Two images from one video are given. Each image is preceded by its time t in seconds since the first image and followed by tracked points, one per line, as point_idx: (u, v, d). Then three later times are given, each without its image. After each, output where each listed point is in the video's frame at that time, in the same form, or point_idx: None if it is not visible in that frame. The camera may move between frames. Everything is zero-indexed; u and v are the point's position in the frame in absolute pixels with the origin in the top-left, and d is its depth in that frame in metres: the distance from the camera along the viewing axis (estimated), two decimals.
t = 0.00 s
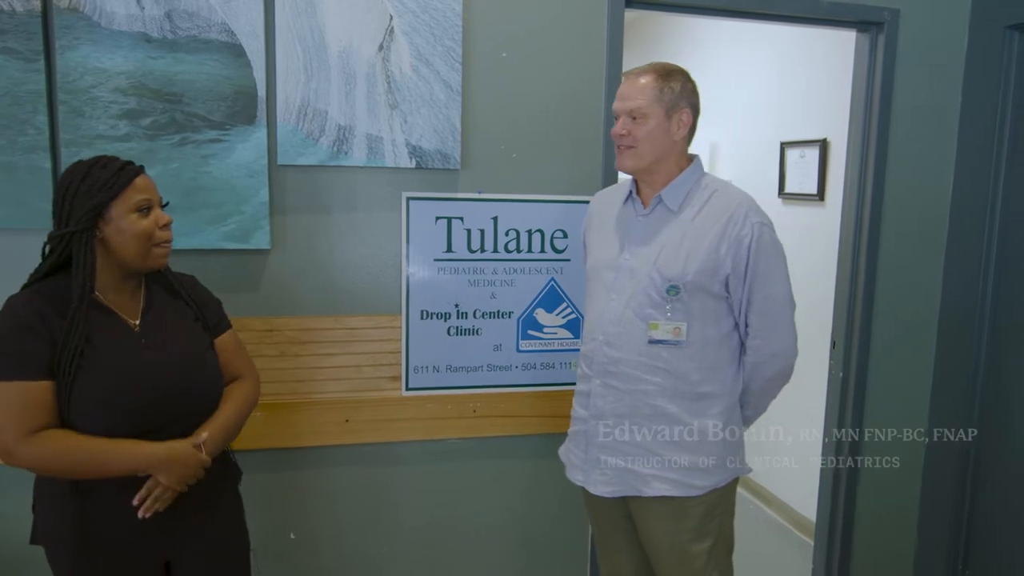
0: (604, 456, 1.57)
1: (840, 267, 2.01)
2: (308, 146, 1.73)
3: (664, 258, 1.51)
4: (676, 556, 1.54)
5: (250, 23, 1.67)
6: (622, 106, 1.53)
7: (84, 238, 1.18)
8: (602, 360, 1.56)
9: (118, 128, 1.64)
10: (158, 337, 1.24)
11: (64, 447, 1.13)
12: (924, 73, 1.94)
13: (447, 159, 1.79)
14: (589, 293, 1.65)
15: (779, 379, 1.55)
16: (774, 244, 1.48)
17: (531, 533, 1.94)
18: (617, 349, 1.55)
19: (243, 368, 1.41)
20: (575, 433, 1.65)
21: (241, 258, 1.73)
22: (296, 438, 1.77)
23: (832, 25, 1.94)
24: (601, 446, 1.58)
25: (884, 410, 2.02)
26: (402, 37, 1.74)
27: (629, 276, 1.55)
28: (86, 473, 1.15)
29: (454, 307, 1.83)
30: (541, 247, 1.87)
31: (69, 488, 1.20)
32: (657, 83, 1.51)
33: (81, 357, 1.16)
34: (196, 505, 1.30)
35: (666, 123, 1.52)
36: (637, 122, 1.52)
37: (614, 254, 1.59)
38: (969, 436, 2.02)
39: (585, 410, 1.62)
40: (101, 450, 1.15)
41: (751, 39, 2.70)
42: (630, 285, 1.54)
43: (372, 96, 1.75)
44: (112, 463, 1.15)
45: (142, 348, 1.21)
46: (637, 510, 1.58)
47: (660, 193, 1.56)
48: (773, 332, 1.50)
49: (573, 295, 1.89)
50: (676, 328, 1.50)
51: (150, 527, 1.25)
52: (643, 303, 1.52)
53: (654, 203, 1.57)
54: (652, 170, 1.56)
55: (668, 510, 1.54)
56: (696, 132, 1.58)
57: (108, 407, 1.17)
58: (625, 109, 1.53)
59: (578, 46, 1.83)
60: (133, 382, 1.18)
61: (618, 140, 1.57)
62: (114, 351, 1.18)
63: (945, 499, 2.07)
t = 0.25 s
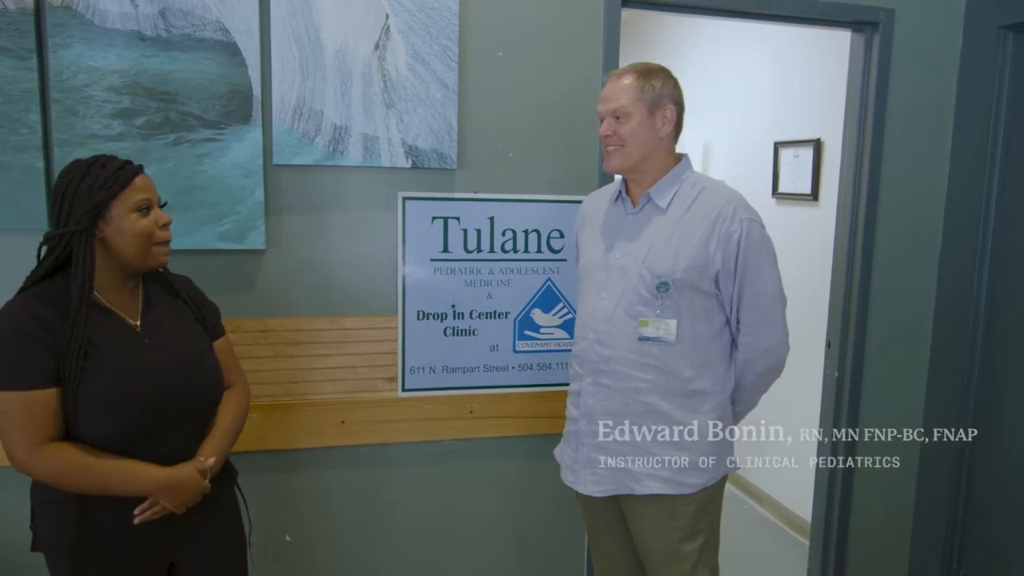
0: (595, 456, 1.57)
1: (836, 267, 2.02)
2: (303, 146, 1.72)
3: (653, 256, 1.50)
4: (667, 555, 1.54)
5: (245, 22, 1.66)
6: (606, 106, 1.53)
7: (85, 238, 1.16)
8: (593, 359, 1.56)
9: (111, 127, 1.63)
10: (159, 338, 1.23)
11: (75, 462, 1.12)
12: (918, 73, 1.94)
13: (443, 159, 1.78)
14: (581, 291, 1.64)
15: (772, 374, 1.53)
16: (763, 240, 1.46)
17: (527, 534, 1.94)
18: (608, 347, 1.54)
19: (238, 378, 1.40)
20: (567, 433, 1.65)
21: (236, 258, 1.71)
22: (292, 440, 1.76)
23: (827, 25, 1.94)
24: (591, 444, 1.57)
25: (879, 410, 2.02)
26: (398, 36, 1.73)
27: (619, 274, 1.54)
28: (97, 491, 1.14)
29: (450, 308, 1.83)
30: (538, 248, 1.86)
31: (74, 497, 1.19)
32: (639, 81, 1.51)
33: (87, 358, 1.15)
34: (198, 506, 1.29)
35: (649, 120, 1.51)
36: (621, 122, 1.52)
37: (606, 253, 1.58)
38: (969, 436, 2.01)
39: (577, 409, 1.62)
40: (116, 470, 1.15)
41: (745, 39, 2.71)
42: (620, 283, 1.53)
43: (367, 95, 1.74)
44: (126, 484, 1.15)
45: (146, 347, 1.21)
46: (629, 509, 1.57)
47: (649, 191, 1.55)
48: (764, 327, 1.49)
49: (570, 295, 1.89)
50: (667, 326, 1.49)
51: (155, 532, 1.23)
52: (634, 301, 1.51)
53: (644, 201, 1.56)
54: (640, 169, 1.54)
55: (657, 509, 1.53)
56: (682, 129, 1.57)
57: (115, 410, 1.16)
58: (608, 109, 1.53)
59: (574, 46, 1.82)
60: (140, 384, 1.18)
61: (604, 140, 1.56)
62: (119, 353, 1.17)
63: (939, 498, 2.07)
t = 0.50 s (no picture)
0: (590, 457, 1.56)
1: (834, 267, 2.02)
2: (301, 146, 1.70)
3: (649, 257, 1.50)
4: (662, 556, 1.53)
5: (242, 21, 1.64)
6: (593, 115, 1.52)
7: (93, 237, 1.16)
8: (590, 361, 1.56)
9: (108, 127, 1.62)
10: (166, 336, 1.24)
11: (101, 462, 1.12)
12: (916, 73, 1.94)
13: (442, 160, 1.77)
14: (580, 295, 1.64)
15: (769, 376, 1.52)
16: (756, 240, 1.45)
17: (526, 537, 1.93)
18: (604, 349, 1.54)
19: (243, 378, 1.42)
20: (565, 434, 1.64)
21: (234, 259, 1.70)
22: (292, 442, 1.75)
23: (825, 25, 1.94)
24: (588, 446, 1.57)
25: (877, 410, 2.03)
26: (397, 35, 1.72)
27: (616, 276, 1.54)
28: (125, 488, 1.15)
29: (449, 309, 1.82)
30: (537, 248, 1.85)
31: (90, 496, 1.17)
32: (623, 88, 1.50)
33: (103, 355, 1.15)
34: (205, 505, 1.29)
35: (638, 125, 1.50)
36: (609, 130, 1.51)
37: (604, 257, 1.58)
38: (969, 436, 2.01)
39: (573, 410, 1.62)
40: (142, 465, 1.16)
41: (742, 39, 2.71)
42: (617, 285, 1.53)
43: (366, 95, 1.73)
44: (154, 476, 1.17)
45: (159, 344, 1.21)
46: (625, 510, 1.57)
47: (644, 193, 1.55)
48: (759, 328, 1.48)
49: (569, 296, 1.88)
50: (661, 326, 1.48)
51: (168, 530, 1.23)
52: (628, 302, 1.51)
53: (640, 204, 1.56)
54: (635, 173, 1.53)
55: (652, 511, 1.53)
56: (674, 130, 1.55)
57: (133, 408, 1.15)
58: (596, 118, 1.52)
59: (573, 45, 1.82)
60: (158, 382, 1.18)
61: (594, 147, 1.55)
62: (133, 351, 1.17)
63: (937, 497, 2.07)
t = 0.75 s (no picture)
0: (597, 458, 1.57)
1: (834, 268, 2.02)
2: (302, 147, 1.70)
3: (652, 259, 1.50)
4: (666, 557, 1.52)
5: (243, 21, 1.64)
6: (592, 118, 1.52)
7: (110, 236, 1.17)
8: (595, 364, 1.56)
9: (108, 127, 1.61)
10: (185, 335, 1.25)
11: (129, 455, 1.13)
12: (916, 74, 1.95)
13: (443, 160, 1.77)
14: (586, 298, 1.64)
15: (775, 376, 1.51)
16: (758, 240, 1.45)
17: (527, 539, 1.93)
18: (609, 352, 1.54)
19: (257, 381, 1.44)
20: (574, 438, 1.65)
21: (235, 260, 1.69)
22: (295, 443, 1.75)
23: (826, 25, 1.94)
24: (595, 449, 1.57)
25: (877, 410, 2.03)
26: (398, 35, 1.72)
27: (621, 279, 1.54)
28: (154, 483, 1.16)
29: (450, 310, 1.81)
30: (539, 249, 1.85)
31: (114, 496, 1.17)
32: (622, 90, 1.49)
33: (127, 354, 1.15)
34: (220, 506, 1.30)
35: (638, 126, 1.50)
36: (609, 132, 1.51)
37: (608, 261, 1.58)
38: (969, 436, 2.01)
39: (580, 413, 1.63)
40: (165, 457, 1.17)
41: (741, 39, 2.71)
42: (621, 288, 1.53)
43: (367, 95, 1.72)
44: (179, 466, 1.18)
45: (179, 342, 1.23)
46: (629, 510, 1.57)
47: (646, 195, 1.54)
48: (763, 328, 1.47)
49: (570, 297, 1.88)
50: (665, 328, 1.48)
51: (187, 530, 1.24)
52: (633, 305, 1.51)
53: (642, 206, 1.56)
54: (636, 175, 1.53)
55: (657, 512, 1.52)
56: (674, 130, 1.55)
57: (157, 406, 1.17)
58: (596, 120, 1.52)
59: (574, 46, 1.81)
60: (182, 380, 1.19)
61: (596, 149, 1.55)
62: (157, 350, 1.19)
63: (937, 497, 2.07)
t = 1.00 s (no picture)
0: (616, 463, 1.57)
1: (836, 269, 2.02)
2: (304, 147, 1.69)
3: (664, 259, 1.50)
4: (684, 555, 1.52)
5: (245, 21, 1.63)
6: (593, 120, 1.51)
7: (129, 235, 1.19)
8: (611, 367, 1.56)
9: (109, 127, 1.60)
10: (205, 335, 1.27)
11: (150, 454, 1.15)
12: (918, 74, 1.95)
13: (445, 161, 1.76)
14: (594, 299, 1.64)
15: (788, 369, 1.52)
16: (769, 236, 1.45)
17: (529, 540, 1.92)
18: (624, 355, 1.54)
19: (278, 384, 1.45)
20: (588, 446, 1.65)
21: (237, 261, 1.69)
22: (298, 445, 1.74)
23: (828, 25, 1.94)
24: (612, 454, 1.57)
25: (879, 410, 2.03)
26: (400, 35, 1.71)
27: (632, 281, 1.53)
28: (177, 486, 1.17)
29: (453, 310, 1.81)
30: (541, 250, 1.85)
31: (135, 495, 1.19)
32: (621, 91, 1.49)
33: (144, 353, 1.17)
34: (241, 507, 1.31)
35: (640, 126, 1.49)
36: (610, 133, 1.50)
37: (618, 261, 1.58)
38: (969, 436, 2.02)
39: (594, 418, 1.63)
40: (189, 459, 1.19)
41: (743, 39, 2.71)
42: (634, 290, 1.53)
43: (369, 95, 1.71)
44: (202, 470, 1.20)
45: (198, 342, 1.24)
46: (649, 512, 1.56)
47: (654, 196, 1.53)
48: (778, 323, 1.48)
49: (573, 298, 1.88)
50: (681, 329, 1.48)
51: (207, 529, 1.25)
52: (647, 306, 1.51)
53: (649, 207, 1.54)
54: (640, 175, 1.53)
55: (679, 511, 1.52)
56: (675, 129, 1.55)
57: (176, 405, 1.18)
58: (597, 123, 1.51)
59: (577, 46, 1.81)
60: (200, 380, 1.20)
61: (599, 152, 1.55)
62: (176, 350, 1.20)
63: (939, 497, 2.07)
